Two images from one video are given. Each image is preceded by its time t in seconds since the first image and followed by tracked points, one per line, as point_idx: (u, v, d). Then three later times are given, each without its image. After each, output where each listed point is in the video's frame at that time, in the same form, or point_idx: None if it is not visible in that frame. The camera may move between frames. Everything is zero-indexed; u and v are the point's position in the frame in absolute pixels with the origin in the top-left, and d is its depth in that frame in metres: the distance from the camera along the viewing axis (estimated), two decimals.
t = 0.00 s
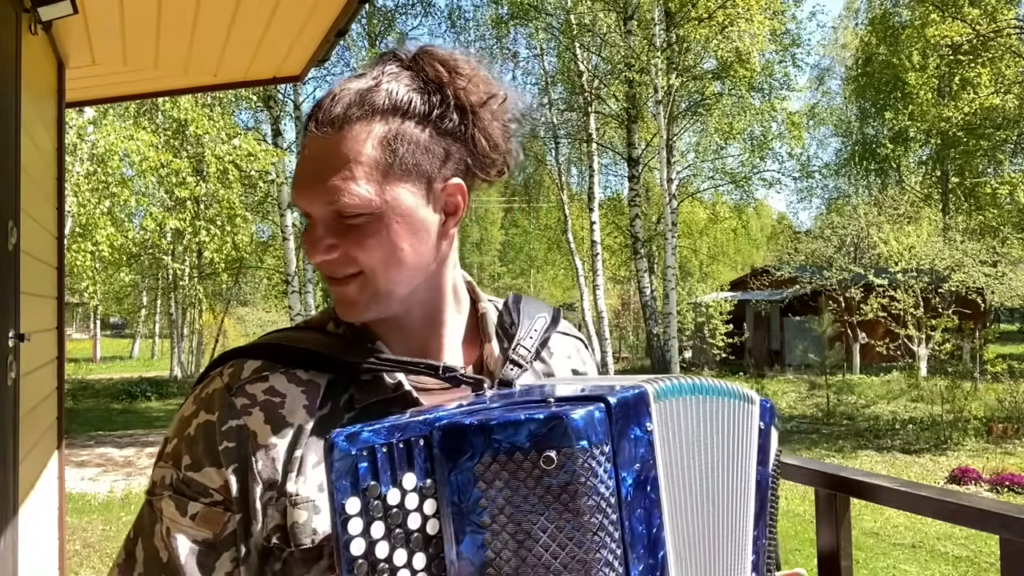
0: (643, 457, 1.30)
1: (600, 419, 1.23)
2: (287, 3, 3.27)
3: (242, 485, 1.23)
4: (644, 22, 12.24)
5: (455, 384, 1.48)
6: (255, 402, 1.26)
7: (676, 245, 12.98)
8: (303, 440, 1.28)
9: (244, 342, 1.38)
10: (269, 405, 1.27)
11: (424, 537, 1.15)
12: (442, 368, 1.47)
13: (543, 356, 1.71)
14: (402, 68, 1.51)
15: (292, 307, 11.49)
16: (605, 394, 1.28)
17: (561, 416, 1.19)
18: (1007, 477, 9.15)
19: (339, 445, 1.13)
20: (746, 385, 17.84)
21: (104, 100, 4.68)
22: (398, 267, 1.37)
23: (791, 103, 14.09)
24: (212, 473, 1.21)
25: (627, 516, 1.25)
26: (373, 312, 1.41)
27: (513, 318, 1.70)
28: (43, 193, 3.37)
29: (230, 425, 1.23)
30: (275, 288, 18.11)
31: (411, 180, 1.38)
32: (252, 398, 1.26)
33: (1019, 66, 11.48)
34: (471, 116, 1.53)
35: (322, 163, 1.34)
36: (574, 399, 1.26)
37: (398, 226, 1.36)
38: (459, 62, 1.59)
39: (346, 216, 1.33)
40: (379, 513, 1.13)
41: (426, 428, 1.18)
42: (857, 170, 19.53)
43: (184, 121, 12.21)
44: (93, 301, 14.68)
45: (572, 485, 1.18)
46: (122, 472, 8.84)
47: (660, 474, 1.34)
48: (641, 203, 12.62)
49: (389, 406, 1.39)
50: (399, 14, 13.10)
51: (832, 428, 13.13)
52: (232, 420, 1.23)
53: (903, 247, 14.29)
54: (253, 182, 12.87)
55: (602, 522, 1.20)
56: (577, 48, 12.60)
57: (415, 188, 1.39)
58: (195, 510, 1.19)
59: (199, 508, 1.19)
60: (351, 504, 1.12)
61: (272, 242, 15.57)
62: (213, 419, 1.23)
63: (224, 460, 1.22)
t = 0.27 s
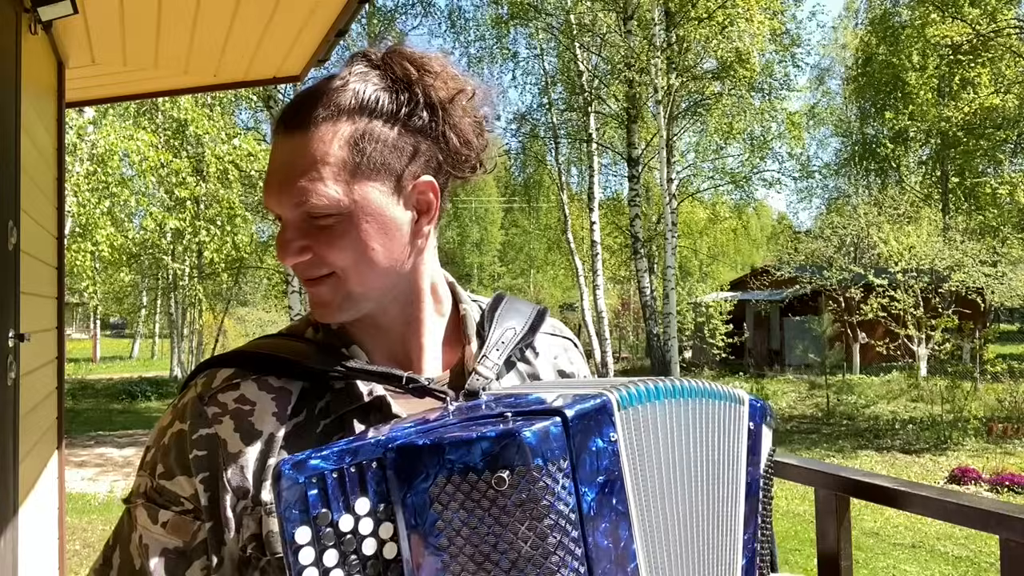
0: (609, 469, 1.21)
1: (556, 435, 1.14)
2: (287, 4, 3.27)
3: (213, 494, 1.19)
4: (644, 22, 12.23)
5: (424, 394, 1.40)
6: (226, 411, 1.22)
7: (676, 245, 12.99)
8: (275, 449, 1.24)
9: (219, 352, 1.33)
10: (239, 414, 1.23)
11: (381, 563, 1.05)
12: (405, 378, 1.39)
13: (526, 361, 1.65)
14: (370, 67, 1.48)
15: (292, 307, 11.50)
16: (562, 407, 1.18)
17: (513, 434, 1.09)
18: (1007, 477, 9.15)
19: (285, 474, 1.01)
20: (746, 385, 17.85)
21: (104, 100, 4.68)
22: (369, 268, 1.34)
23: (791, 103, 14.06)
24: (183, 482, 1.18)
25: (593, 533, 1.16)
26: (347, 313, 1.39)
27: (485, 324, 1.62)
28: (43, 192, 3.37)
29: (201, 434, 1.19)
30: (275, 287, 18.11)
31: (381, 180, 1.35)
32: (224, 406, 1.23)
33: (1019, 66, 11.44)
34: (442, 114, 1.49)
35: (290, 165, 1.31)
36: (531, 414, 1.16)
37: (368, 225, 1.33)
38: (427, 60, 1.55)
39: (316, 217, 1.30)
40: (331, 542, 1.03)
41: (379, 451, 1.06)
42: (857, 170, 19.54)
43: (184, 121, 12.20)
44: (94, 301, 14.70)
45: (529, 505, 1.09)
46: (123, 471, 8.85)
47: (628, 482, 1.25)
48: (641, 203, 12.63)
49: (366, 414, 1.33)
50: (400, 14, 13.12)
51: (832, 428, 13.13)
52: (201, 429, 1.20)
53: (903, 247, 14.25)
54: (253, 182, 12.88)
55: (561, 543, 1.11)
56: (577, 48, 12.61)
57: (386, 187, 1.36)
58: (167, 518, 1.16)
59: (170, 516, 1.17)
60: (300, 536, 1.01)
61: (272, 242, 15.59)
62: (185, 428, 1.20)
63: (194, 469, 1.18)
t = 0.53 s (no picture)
0: (596, 475, 1.21)
1: (541, 440, 1.14)
2: (288, 4, 3.27)
3: (208, 487, 1.19)
4: (644, 22, 12.22)
5: (419, 396, 1.39)
6: (225, 404, 1.23)
7: (676, 245, 12.99)
8: (271, 445, 1.24)
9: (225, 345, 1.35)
10: (236, 407, 1.23)
11: (365, 564, 1.07)
12: (401, 379, 1.38)
13: (529, 363, 1.64)
14: (379, 66, 1.48)
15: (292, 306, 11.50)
16: (549, 412, 1.18)
17: (497, 437, 1.10)
18: (1008, 478, 9.15)
19: (270, 470, 1.03)
20: (746, 385, 17.85)
21: (104, 100, 4.68)
22: (370, 266, 1.33)
23: (791, 103, 14.06)
24: (179, 472, 1.18)
25: (577, 540, 1.16)
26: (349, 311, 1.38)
27: (487, 325, 1.61)
28: (42, 192, 3.37)
29: (199, 425, 1.20)
30: (275, 287, 18.10)
31: (384, 178, 1.35)
32: (221, 398, 1.23)
33: (1019, 66, 11.44)
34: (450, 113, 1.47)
35: (295, 159, 1.31)
36: (517, 417, 1.16)
37: (371, 223, 1.32)
38: (439, 59, 1.54)
39: (319, 213, 1.30)
40: (314, 540, 1.04)
41: (365, 450, 1.09)
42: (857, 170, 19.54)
43: (184, 121, 12.20)
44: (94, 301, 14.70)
45: (510, 512, 1.10)
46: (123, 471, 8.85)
47: (616, 490, 1.25)
48: (641, 203, 12.63)
49: (364, 411, 1.33)
50: (400, 14, 13.12)
51: (832, 428, 13.13)
52: (200, 420, 1.20)
53: (903, 247, 14.23)
54: (253, 182, 12.88)
55: (543, 550, 1.11)
56: (577, 47, 12.61)
57: (389, 185, 1.35)
58: (162, 507, 1.17)
59: (166, 505, 1.17)
60: (283, 532, 1.03)
61: (272, 242, 15.60)
62: (183, 420, 1.21)
63: (190, 460, 1.18)
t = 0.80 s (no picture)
0: (619, 472, 1.22)
1: (566, 434, 1.14)
2: (287, 4, 3.27)
3: (223, 462, 1.21)
4: (644, 22, 12.23)
5: (443, 385, 1.42)
6: (246, 379, 1.26)
7: (676, 245, 12.99)
8: (288, 427, 1.28)
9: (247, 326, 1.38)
10: (257, 384, 1.27)
11: (383, 548, 1.08)
12: (426, 368, 1.40)
13: (547, 362, 1.64)
14: (431, 65, 1.53)
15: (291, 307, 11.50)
16: (574, 408, 1.18)
17: (521, 428, 1.10)
18: (1007, 477, 9.15)
19: (297, 449, 1.06)
20: (746, 385, 17.84)
21: (103, 100, 4.69)
22: (407, 256, 1.35)
23: (791, 103, 14.08)
24: (194, 445, 1.20)
25: (596, 536, 1.16)
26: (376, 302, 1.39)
27: (507, 322, 1.63)
28: (42, 192, 3.37)
29: (218, 400, 1.23)
30: (275, 288, 18.10)
31: (429, 172, 1.38)
32: (243, 374, 1.26)
33: (1019, 66, 11.44)
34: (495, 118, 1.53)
35: (345, 144, 1.34)
36: (542, 411, 1.17)
37: (412, 215, 1.35)
38: (490, 66, 1.60)
39: (362, 201, 1.32)
40: (336, 521, 1.07)
41: (390, 436, 1.11)
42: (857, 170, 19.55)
43: (184, 121, 12.20)
44: (93, 301, 14.70)
45: (532, 503, 1.09)
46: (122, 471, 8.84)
47: (638, 489, 1.25)
48: (641, 203, 12.63)
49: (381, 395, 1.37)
50: (400, 14, 13.11)
51: (832, 427, 13.13)
52: (219, 394, 1.23)
53: (903, 246, 14.23)
54: (253, 182, 12.89)
55: (561, 545, 1.11)
56: (577, 47, 12.62)
57: (432, 179, 1.38)
58: (172, 478, 1.17)
59: (176, 477, 1.17)
60: (306, 512, 1.05)
61: (272, 242, 15.60)
62: (203, 392, 1.23)
63: (207, 432, 1.21)
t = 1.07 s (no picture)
0: (648, 466, 1.25)
1: (600, 427, 1.17)
2: (287, 4, 3.27)
3: (235, 457, 1.25)
4: (644, 22, 12.23)
5: (463, 380, 1.48)
6: (258, 375, 1.31)
7: (676, 245, 12.99)
8: (303, 421, 1.32)
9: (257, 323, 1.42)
10: (271, 378, 1.31)
11: (415, 539, 1.13)
12: (447, 364, 1.46)
13: (551, 359, 1.70)
14: (449, 65, 1.58)
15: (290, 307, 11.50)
16: (607, 401, 1.22)
17: (557, 422, 1.13)
18: (1008, 478, 9.15)
19: (332, 440, 1.10)
20: (746, 385, 17.83)
21: (103, 100, 4.69)
22: (429, 245, 1.38)
23: (791, 104, 14.08)
24: (204, 440, 1.23)
25: (626, 528, 1.19)
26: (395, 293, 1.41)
27: (516, 321, 1.69)
28: (43, 193, 3.37)
29: (231, 395, 1.26)
30: (275, 288, 18.09)
31: (452, 165, 1.42)
32: (255, 370, 1.31)
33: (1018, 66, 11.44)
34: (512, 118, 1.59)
35: (370, 135, 1.38)
36: (575, 405, 1.20)
37: (435, 207, 1.38)
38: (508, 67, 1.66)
39: (385, 191, 1.36)
40: (369, 513, 1.11)
41: (423, 429, 1.14)
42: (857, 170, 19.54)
43: (184, 121, 12.21)
44: (93, 301, 14.71)
45: (567, 495, 1.13)
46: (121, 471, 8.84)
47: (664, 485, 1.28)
48: (641, 203, 12.62)
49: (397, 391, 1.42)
50: (400, 14, 13.09)
51: (832, 428, 13.14)
52: (232, 389, 1.26)
53: (903, 247, 14.23)
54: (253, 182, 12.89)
55: (596, 535, 1.14)
56: (577, 48, 12.62)
57: (454, 172, 1.42)
58: (182, 474, 1.19)
59: (187, 472, 1.20)
60: (341, 503, 1.09)
61: (272, 242, 15.61)
62: (215, 386, 1.26)
63: (219, 428, 1.23)
